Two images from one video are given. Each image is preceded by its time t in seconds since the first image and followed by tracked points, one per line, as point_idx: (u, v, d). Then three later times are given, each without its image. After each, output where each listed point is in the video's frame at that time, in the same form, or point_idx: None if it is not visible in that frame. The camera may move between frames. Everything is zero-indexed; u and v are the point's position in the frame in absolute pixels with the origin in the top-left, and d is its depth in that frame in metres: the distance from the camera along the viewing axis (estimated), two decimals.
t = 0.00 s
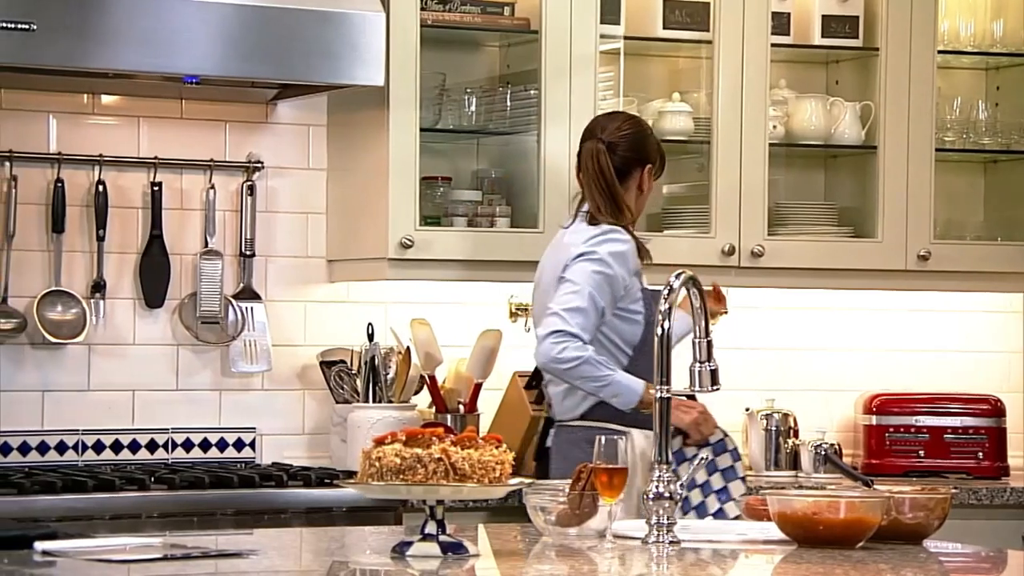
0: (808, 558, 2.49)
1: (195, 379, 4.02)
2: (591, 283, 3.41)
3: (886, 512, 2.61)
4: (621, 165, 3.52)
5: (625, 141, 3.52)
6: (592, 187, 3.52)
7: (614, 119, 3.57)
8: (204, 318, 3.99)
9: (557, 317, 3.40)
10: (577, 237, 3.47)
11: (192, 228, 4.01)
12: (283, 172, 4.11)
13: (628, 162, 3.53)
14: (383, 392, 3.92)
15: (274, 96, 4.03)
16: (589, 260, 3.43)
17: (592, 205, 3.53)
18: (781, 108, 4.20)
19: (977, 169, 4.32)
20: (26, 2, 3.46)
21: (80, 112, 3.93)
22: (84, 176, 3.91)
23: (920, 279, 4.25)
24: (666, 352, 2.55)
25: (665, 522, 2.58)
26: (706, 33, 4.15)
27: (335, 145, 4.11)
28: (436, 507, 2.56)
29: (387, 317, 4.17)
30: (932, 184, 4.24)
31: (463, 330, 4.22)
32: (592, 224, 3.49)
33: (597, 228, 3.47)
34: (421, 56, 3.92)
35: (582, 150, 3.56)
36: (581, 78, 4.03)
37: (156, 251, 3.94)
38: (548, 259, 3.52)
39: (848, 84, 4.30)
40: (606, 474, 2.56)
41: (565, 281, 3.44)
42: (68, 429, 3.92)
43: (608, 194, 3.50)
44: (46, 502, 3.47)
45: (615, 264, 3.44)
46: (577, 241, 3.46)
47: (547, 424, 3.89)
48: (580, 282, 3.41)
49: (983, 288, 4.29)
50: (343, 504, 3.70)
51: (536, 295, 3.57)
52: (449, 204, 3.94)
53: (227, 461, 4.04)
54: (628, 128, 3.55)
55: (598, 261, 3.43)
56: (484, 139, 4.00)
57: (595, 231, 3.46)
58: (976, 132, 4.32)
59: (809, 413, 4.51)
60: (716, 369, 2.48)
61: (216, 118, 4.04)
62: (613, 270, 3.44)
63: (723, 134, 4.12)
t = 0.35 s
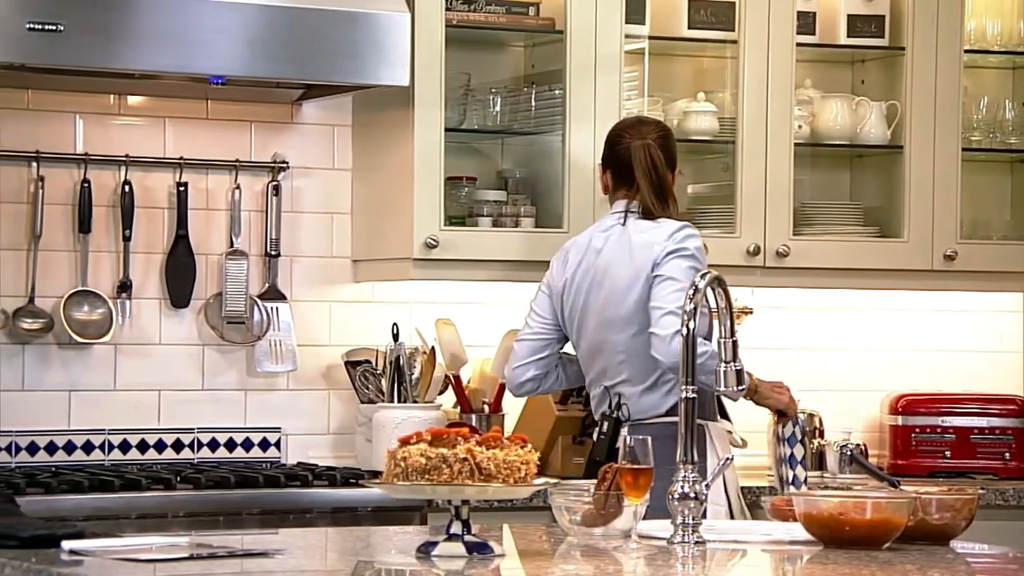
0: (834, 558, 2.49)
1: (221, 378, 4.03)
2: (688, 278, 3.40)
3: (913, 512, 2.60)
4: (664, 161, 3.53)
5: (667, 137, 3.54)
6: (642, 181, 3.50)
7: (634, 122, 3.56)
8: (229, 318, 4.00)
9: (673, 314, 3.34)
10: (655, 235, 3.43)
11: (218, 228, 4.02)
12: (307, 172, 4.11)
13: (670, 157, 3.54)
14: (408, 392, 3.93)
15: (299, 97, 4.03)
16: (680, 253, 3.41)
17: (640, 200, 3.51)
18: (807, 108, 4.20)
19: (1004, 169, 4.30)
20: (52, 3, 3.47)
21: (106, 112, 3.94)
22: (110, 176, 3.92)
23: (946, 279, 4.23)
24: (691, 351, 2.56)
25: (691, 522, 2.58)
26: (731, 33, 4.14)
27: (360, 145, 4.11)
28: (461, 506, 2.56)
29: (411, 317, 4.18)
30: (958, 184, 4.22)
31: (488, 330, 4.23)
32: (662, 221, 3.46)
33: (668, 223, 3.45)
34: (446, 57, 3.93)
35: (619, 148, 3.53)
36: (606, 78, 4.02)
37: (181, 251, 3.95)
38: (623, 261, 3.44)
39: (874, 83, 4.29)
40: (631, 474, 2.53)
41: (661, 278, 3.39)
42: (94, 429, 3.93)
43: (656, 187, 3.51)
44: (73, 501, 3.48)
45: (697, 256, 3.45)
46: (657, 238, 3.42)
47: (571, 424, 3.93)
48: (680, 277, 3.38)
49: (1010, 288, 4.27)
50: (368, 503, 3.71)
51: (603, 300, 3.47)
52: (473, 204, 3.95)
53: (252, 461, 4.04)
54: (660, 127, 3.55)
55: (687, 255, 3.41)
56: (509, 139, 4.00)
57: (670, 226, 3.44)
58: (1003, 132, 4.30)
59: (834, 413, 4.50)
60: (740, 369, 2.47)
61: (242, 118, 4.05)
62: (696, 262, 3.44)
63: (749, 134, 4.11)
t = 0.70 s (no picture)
0: (855, 559, 2.48)
1: (241, 378, 4.03)
2: (695, 284, 3.38)
3: (933, 513, 2.60)
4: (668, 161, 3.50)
5: (673, 137, 3.51)
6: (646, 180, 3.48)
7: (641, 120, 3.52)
8: (250, 318, 4.00)
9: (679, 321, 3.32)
10: (662, 239, 3.42)
11: (238, 228, 4.02)
12: (327, 172, 4.12)
13: (674, 157, 3.51)
14: (427, 392, 3.92)
15: (319, 97, 4.04)
16: (688, 258, 3.39)
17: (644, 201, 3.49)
18: (827, 107, 4.19)
19: None
20: (73, 4, 3.48)
21: (127, 112, 3.95)
22: (131, 176, 3.93)
23: (966, 279, 4.22)
24: (711, 350, 2.57)
25: (710, 522, 2.58)
26: (750, 33, 4.14)
27: (379, 145, 4.12)
28: (481, 506, 2.56)
29: (431, 317, 4.18)
30: (979, 183, 4.21)
31: (508, 330, 4.23)
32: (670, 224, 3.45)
33: (676, 227, 3.43)
34: (464, 58, 3.93)
35: (624, 149, 3.51)
36: (625, 78, 4.02)
37: (202, 251, 3.96)
38: (629, 262, 3.43)
39: (894, 83, 4.27)
40: (651, 474, 2.53)
41: (668, 283, 3.37)
42: (115, 429, 3.94)
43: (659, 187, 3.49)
44: (93, 501, 3.49)
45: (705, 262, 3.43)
46: (663, 242, 3.41)
47: (590, 423, 3.92)
48: (687, 283, 3.36)
49: None
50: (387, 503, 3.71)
51: (608, 302, 3.47)
52: (493, 204, 3.95)
53: (272, 460, 4.05)
54: (667, 126, 3.52)
55: (695, 261, 3.40)
56: (528, 139, 4.00)
57: (678, 231, 3.43)
58: None
59: (855, 413, 4.49)
60: (761, 369, 2.47)
61: (261, 118, 4.06)
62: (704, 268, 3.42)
63: (768, 134, 4.11)
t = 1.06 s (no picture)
0: (879, 559, 2.48)
1: (264, 378, 4.04)
2: (609, 299, 3.17)
3: (958, 513, 2.59)
4: (630, 169, 3.31)
5: (651, 144, 3.31)
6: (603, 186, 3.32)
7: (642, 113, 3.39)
8: (272, 318, 4.01)
9: (580, 337, 3.15)
10: (589, 248, 3.21)
11: (261, 228, 4.03)
12: (350, 172, 4.12)
13: (638, 165, 3.31)
14: (449, 392, 3.94)
15: (342, 97, 4.04)
16: (608, 270, 3.18)
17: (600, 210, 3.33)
18: (850, 107, 4.19)
19: None
20: (98, 4, 3.48)
21: (150, 113, 3.95)
22: (154, 176, 3.94)
23: (990, 279, 4.21)
24: (733, 350, 2.55)
25: (733, 522, 2.58)
26: (773, 32, 4.13)
27: (401, 145, 4.12)
28: (504, 506, 2.56)
29: (453, 317, 4.19)
30: (1003, 183, 4.20)
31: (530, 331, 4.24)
32: (607, 232, 3.23)
33: (610, 236, 3.21)
34: (487, 57, 3.93)
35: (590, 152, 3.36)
36: (648, 78, 4.02)
37: (225, 251, 3.97)
38: (562, 270, 3.25)
39: (917, 83, 4.27)
40: (674, 475, 2.55)
41: (582, 297, 3.19)
42: (139, 429, 3.95)
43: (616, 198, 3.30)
44: (117, 501, 3.50)
45: (633, 274, 3.20)
46: (588, 252, 3.20)
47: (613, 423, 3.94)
48: (598, 298, 3.17)
49: None
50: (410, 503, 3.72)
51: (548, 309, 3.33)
52: (516, 204, 3.95)
53: (295, 460, 4.06)
54: (652, 125, 3.34)
55: (614, 275, 3.18)
56: (550, 139, 4.00)
57: (609, 241, 3.21)
58: None
59: (879, 414, 4.48)
60: (783, 370, 2.46)
61: (284, 118, 4.06)
62: (630, 281, 3.20)
63: (792, 134, 4.10)
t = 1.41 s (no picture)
0: (904, 560, 2.47)
1: (287, 378, 4.05)
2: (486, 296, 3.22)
3: (983, 514, 2.58)
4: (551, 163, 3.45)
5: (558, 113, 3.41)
6: (539, 165, 3.51)
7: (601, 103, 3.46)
8: (295, 318, 4.01)
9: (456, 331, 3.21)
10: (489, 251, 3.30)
11: (284, 228, 4.04)
12: (372, 172, 4.13)
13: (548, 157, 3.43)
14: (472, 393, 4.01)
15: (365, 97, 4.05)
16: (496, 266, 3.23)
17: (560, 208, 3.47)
18: (874, 107, 4.17)
19: None
20: (122, 5, 3.48)
21: (174, 113, 3.96)
22: (178, 176, 3.95)
23: (1014, 279, 4.21)
24: (758, 351, 2.56)
25: (757, 522, 2.58)
26: (797, 32, 4.13)
27: (424, 145, 4.13)
28: (526, 507, 2.57)
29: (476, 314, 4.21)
30: None
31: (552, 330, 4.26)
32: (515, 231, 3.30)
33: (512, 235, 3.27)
34: (510, 57, 3.93)
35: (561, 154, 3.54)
36: (671, 78, 4.01)
37: (248, 251, 3.97)
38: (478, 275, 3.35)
39: (942, 82, 4.26)
40: (698, 475, 2.52)
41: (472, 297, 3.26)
42: (163, 429, 3.96)
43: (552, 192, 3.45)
44: (140, 500, 3.51)
45: (523, 270, 3.23)
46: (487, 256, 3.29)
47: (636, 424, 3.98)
48: (481, 293, 3.22)
49: None
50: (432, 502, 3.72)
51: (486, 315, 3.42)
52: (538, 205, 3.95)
53: (318, 460, 4.07)
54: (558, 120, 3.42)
55: (493, 273, 3.23)
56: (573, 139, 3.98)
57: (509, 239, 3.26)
58: None
59: (903, 414, 4.47)
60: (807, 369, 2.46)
61: (308, 119, 4.07)
62: (516, 276, 3.22)
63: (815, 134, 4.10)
